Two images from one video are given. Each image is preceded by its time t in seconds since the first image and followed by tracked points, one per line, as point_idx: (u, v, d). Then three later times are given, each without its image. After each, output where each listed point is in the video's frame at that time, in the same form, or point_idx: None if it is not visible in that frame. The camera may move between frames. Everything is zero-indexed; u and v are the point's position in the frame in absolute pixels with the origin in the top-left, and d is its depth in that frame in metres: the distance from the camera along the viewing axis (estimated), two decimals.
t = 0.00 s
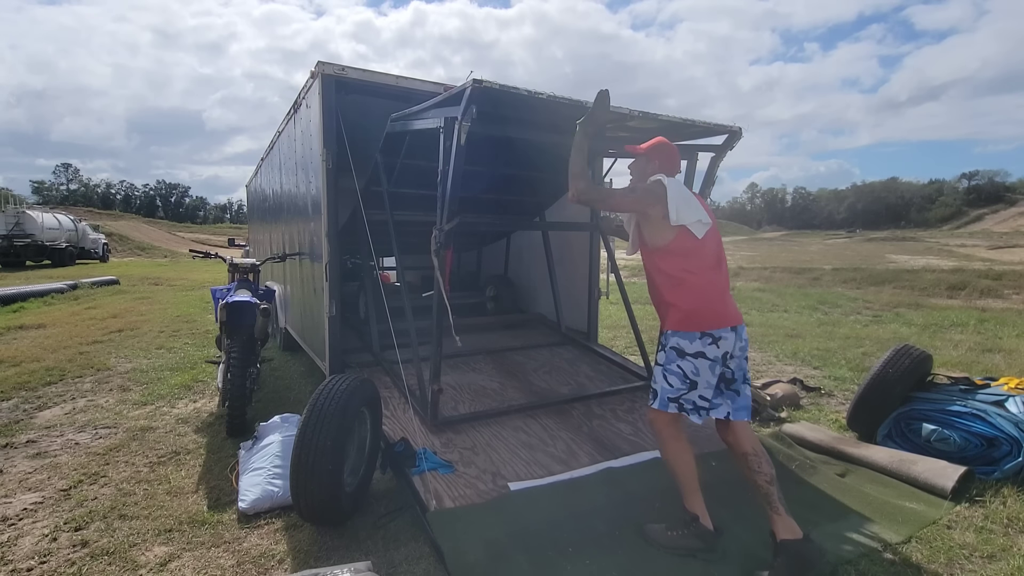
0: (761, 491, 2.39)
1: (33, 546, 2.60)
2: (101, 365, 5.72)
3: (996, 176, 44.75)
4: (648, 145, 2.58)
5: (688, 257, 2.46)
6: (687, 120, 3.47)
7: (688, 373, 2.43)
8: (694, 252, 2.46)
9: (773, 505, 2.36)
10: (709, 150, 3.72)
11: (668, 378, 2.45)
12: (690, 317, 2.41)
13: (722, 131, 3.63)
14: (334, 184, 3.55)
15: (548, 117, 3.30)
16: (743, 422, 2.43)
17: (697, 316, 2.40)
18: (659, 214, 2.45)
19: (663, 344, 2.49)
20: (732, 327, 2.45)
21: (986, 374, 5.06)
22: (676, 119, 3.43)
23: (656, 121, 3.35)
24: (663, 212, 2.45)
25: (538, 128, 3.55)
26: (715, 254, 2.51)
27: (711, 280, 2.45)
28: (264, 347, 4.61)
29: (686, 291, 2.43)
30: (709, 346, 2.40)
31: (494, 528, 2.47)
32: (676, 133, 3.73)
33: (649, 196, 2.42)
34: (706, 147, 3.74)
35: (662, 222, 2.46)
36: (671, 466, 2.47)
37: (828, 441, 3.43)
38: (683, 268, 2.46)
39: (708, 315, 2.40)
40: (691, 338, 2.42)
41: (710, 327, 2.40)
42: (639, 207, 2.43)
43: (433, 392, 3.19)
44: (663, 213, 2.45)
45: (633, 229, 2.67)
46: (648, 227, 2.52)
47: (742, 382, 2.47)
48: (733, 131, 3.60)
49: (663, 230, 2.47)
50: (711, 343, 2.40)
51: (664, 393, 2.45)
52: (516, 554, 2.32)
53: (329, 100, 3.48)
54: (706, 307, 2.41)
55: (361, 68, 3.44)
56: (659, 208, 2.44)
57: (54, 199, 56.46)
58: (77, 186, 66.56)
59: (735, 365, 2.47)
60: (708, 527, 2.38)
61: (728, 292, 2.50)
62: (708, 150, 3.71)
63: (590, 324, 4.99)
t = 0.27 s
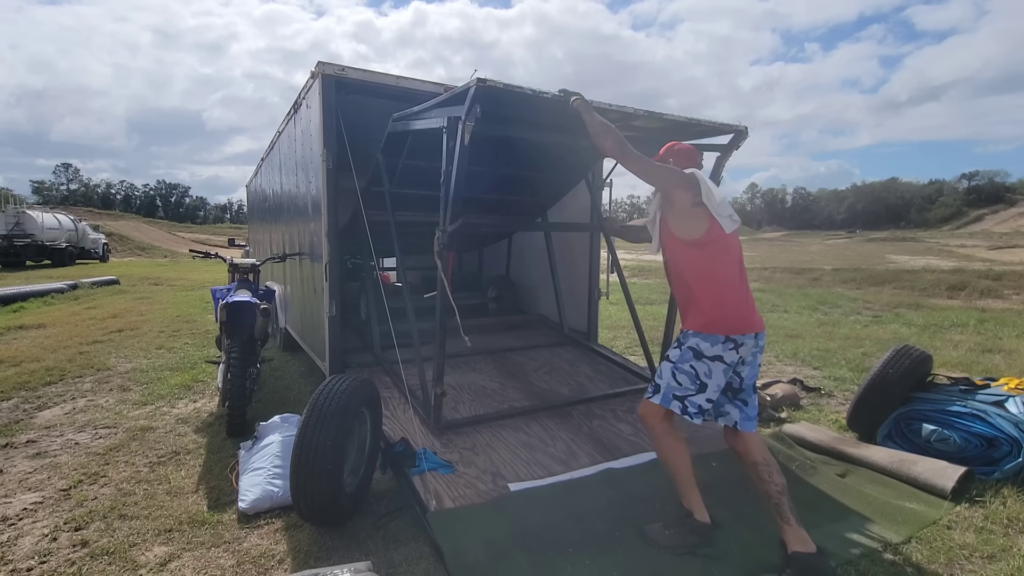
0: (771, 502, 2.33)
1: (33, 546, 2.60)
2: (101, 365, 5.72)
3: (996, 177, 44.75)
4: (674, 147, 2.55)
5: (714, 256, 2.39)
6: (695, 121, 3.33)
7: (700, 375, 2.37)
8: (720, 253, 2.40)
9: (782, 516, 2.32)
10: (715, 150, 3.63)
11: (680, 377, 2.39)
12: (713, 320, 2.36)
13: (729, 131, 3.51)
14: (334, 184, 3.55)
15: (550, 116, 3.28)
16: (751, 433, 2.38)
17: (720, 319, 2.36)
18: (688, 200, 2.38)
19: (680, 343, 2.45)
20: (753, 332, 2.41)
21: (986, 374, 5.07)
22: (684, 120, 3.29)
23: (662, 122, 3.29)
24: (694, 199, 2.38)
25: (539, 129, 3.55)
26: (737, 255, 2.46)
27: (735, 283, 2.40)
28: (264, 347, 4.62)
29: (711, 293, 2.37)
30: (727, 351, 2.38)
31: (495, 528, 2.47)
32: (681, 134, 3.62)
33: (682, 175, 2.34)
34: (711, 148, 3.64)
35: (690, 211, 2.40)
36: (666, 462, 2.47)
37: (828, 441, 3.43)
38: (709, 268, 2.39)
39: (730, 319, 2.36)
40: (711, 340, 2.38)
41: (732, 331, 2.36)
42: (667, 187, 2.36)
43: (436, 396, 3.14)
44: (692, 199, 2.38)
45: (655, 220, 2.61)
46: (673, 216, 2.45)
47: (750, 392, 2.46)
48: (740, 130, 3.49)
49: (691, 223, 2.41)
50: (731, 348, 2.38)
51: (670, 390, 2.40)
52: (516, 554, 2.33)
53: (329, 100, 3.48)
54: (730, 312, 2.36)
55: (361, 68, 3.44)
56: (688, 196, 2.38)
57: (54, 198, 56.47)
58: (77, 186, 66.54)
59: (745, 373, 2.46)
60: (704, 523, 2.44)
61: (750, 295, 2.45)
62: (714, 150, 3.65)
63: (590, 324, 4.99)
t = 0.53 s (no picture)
0: (777, 508, 2.31)
1: (33, 546, 2.60)
2: (101, 365, 5.72)
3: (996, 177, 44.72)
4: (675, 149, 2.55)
5: (712, 254, 2.37)
6: (702, 123, 3.31)
7: (715, 381, 2.32)
8: (719, 250, 2.37)
9: (788, 522, 2.29)
10: (722, 153, 3.60)
11: (693, 387, 2.34)
12: (713, 318, 2.32)
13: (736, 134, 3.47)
14: (334, 184, 3.56)
15: (553, 116, 3.26)
16: (761, 438, 2.34)
17: (722, 317, 2.31)
18: (682, 200, 2.38)
19: (686, 350, 2.40)
20: (759, 331, 2.35)
21: (986, 374, 5.07)
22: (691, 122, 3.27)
23: (670, 125, 3.25)
24: (689, 198, 2.38)
25: (540, 129, 3.55)
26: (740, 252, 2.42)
27: (735, 280, 2.35)
28: (264, 347, 4.62)
29: (708, 291, 2.34)
30: (734, 352, 2.31)
31: (495, 528, 2.46)
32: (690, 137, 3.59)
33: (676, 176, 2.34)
34: (718, 151, 3.62)
35: (687, 210, 2.40)
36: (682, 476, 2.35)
37: (828, 441, 3.43)
38: (706, 266, 2.37)
39: (731, 317, 2.31)
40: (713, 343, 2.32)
41: (734, 329, 2.31)
42: (661, 188, 2.36)
43: (437, 400, 3.10)
44: (688, 198, 2.38)
45: (654, 223, 2.61)
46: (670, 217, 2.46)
47: (761, 397, 2.37)
48: (748, 133, 3.45)
49: (690, 221, 2.40)
50: (736, 349, 2.31)
51: (689, 403, 2.34)
52: (516, 554, 2.32)
53: (329, 100, 3.49)
54: (729, 309, 2.31)
55: (361, 68, 3.44)
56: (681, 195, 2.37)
57: (54, 199, 56.48)
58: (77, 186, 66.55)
59: (756, 376, 2.37)
60: (715, 552, 2.26)
61: (754, 294, 2.40)
62: (721, 152, 3.61)
63: (590, 324, 5.01)
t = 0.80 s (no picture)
0: (784, 511, 2.29)
1: (33, 546, 2.60)
2: (101, 365, 5.72)
3: (996, 177, 44.66)
4: (682, 142, 2.53)
5: (722, 256, 2.31)
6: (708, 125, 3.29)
7: (718, 387, 2.30)
8: (726, 252, 2.31)
9: (794, 525, 2.27)
10: (727, 155, 3.59)
11: (696, 392, 2.31)
12: (718, 324, 2.30)
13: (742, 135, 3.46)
14: (334, 184, 3.56)
15: (554, 116, 3.25)
16: (767, 443, 2.34)
17: (728, 323, 2.28)
18: (692, 197, 2.31)
19: (690, 355, 2.39)
20: (768, 337, 2.32)
21: (986, 374, 5.07)
22: (696, 123, 3.26)
23: (673, 126, 3.24)
24: (698, 195, 2.30)
25: (540, 129, 3.55)
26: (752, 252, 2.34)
27: (744, 282, 2.29)
28: (264, 347, 4.62)
29: (714, 296, 2.32)
30: (741, 358, 2.29)
31: (495, 529, 2.46)
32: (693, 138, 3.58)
33: (683, 173, 2.27)
34: (723, 153, 3.61)
35: (696, 208, 2.33)
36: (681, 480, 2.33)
37: (828, 441, 3.43)
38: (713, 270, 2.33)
39: (738, 323, 2.28)
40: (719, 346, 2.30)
41: (740, 335, 2.28)
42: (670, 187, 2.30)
43: (438, 403, 3.06)
44: (696, 196, 2.31)
45: (669, 223, 2.57)
46: (681, 216, 2.40)
47: (767, 402, 2.36)
48: (753, 135, 3.44)
49: (698, 221, 2.34)
50: (744, 354, 2.29)
51: (691, 408, 2.32)
52: (516, 555, 2.32)
53: (329, 100, 3.49)
54: (736, 315, 2.28)
55: (361, 68, 3.44)
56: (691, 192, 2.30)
57: (54, 199, 56.47)
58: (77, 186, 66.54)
59: (763, 380, 2.36)
60: (718, 556, 2.24)
61: (766, 297, 2.34)
62: (727, 154, 3.60)
63: (590, 324, 5.04)
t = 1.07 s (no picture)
0: (790, 512, 2.28)
1: (32, 546, 2.60)
2: (101, 365, 5.72)
3: (996, 178, 44.61)
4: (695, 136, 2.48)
5: (742, 260, 2.29)
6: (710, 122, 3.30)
7: (727, 386, 2.29)
8: (746, 255, 2.28)
9: (799, 526, 2.26)
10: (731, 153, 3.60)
11: (704, 388, 2.31)
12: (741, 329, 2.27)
13: (745, 133, 3.46)
14: (334, 184, 3.56)
15: (552, 116, 3.23)
16: (779, 445, 2.34)
17: (751, 329, 2.26)
18: (706, 198, 2.27)
19: (707, 351, 2.38)
20: (792, 342, 2.28)
21: (986, 374, 5.07)
22: (698, 121, 3.27)
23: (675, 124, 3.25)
24: (711, 196, 2.27)
25: (540, 129, 3.54)
26: (774, 256, 2.31)
27: (765, 286, 2.26)
28: (264, 347, 4.62)
29: (736, 301, 2.30)
30: (758, 360, 2.27)
31: (495, 529, 2.46)
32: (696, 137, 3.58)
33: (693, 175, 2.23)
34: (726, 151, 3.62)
35: (710, 210, 2.30)
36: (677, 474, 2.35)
37: (828, 441, 3.43)
38: (734, 273, 2.30)
39: (761, 328, 2.25)
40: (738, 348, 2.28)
41: (762, 341, 2.25)
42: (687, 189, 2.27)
43: (438, 405, 3.03)
44: (710, 197, 2.27)
45: (689, 224, 2.53)
46: (697, 218, 2.38)
47: (787, 401, 2.35)
48: (756, 132, 3.43)
49: (714, 224, 2.31)
50: (762, 357, 2.27)
51: (693, 401, 2.32)
52: (516, 555, 2.33)
53: (329, 100, 3.49)
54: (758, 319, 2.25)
55: (361, 68, 3.44)
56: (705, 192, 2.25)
57: (54, 198, 56.48)
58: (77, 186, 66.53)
59: (783, 381, 2.33)
60: (714, 550, 2.24)
61: (790, 299, 2.30)
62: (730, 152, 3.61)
63: (590, 324, 5.06)
